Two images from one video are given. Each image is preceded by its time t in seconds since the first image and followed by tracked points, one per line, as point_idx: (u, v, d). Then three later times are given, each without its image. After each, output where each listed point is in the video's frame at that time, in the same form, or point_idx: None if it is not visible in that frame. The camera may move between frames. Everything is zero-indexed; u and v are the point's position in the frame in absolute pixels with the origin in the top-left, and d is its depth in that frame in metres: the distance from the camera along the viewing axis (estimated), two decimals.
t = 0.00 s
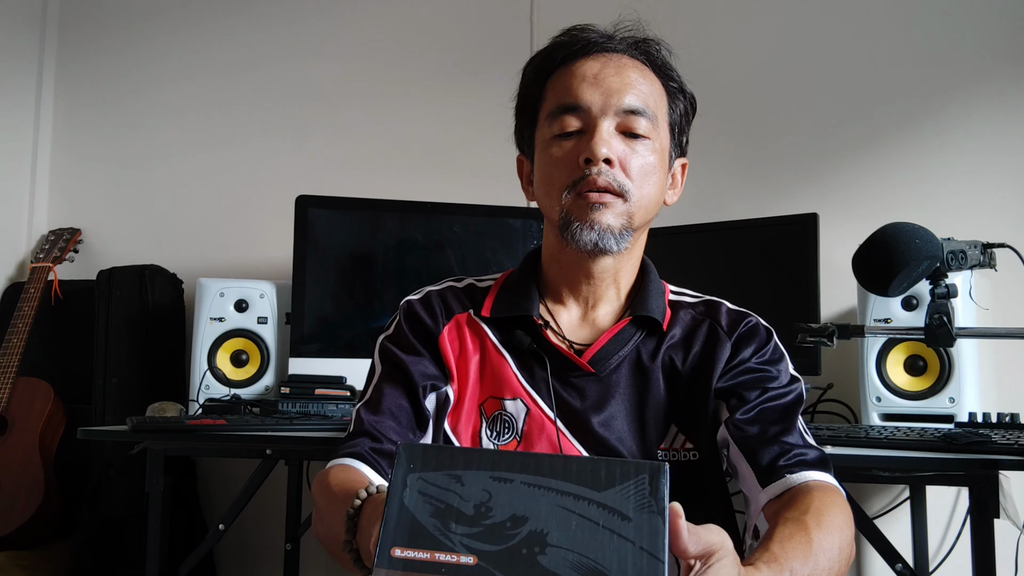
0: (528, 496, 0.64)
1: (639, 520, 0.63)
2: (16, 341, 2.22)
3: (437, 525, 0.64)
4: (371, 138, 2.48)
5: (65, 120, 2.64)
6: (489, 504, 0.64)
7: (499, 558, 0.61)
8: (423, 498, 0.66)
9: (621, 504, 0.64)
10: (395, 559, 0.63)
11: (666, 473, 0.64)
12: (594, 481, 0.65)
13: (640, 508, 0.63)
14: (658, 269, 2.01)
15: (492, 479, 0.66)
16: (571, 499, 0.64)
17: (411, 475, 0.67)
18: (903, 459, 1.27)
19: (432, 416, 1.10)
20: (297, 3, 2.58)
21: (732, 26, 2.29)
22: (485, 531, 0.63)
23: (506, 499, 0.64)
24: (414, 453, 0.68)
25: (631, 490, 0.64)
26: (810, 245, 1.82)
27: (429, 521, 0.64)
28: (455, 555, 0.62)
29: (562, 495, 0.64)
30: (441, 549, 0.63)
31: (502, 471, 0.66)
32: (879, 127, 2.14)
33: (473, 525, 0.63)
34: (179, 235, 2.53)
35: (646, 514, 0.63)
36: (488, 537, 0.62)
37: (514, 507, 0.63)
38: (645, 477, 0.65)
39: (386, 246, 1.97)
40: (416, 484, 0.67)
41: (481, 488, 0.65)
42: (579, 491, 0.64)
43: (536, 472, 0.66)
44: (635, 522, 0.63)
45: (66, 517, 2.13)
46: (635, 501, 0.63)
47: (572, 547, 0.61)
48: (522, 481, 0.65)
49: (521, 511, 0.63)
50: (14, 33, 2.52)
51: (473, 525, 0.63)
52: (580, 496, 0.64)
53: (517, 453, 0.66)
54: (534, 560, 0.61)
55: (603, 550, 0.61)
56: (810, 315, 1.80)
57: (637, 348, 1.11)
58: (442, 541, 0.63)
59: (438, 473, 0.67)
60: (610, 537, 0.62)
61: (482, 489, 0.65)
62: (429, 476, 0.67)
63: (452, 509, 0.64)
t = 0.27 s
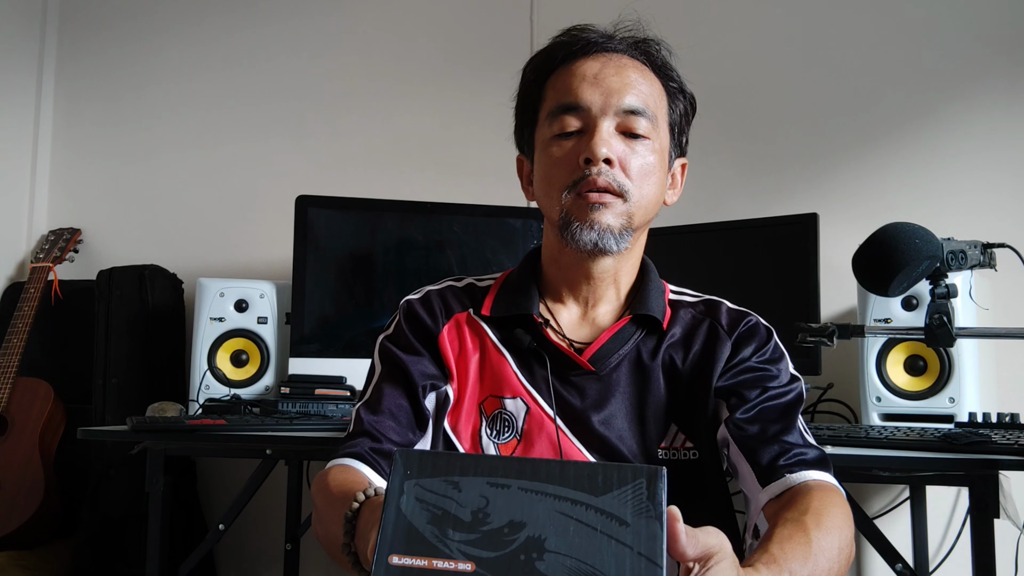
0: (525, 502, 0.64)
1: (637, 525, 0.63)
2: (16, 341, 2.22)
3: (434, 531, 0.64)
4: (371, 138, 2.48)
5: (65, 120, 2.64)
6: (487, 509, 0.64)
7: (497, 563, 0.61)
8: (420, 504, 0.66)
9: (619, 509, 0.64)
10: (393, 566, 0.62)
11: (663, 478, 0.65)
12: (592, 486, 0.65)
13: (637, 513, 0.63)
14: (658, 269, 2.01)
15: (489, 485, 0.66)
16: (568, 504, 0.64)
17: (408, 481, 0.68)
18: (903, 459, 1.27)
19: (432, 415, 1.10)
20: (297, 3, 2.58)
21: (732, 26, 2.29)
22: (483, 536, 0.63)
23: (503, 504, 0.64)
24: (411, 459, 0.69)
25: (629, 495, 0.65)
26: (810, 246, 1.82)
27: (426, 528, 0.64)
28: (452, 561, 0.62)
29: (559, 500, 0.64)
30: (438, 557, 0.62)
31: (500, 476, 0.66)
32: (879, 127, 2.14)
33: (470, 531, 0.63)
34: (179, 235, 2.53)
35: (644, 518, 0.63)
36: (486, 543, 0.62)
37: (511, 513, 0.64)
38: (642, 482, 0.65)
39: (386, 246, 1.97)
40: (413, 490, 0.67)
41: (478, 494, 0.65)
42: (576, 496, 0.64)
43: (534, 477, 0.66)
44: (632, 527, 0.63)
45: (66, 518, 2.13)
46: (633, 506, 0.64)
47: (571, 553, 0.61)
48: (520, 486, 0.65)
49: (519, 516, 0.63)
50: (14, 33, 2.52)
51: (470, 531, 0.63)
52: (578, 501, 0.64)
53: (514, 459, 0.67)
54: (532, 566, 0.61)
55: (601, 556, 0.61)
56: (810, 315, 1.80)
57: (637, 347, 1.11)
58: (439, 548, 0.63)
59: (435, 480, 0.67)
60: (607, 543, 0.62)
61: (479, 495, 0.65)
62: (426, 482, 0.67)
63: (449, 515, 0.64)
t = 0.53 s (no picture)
0: (526, 506, 0.64)
1: (639, 529, 0.63)
2: (16, 341, 2.21)
3: (435, 536, 0.64)
4: (371, 138, 2.48)
5: (65, 120, 2.64)
6: (487, 514, 0.64)
7: (498, 569, 0.61)
8: (421, 508, 0.66)
9: (621, 514, 0.64)
10: (394, 572, 0.63)
11: (665, 482, 0.64)
12: (593, 491, 0.65)
13: (639, 517, 0.63)
14: (658, 270, 2.01)
15: (489, 488, 0.65)
16: (570, 509, 0.64)
17: (408, 485, 0.67)
18: (903, 459, 1.27)
19: (432, 414, 1.10)
20: (297, 3, 2.58)
21: (732, 26, 2.29)
22: (484, 542, 0.63)
23: (504, 509, 0.64)
24: (411, 463, 0.68)
25: (631, 499, 0.64)
26: (810, 246, 1.82)
27: (426, 533, 0.64)
28: (453, 567, 0.62)
29: (561, 505, 0.64)
30: (439, 561, 0.62)
31: (500, 480, 0.66)
32: (879, 127, 2.14)
33: (470, 536, 0.63)
34: (179, 235, 2.53)
35: (645, 523, 0.63)
36: (487, 549, 0.62)
37: (512, 518, 0.63)
38: (644, 486, 0.64)
39: (386, 246, 1.97)
40: (413, 495, 0.66)
41: (478, 498, 0.65)
42: (578, 500, 0.64)
43: (535, 481, 0.65)
44: (634, 531, 0.62)
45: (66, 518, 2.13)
46: (635, 511, 0.63)
47: (572, 558, 0.61)
48: (521, 490, 0.65)
49: (519, 521, 0.63)
50: (14, 33, 2.52)
51: (471, 537, 0.63)
52: (579, 506, 0.64)
53: (514, 462, 0.66)
54: (533, 571, 0.61)
55: (603, 561, 0.62)
56: (810, 315, 1.80)
57: (637, 346, 1.11)
58: (440, 553, 0.63)
59: (435, 484, 0.67)
60: (609, 547, 0.62)
61: (480, 499, 0.65)
62: (426, 487, 0.67)
63: (450, 520, 0.64)
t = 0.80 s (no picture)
0: (528, 509, 0.64)
1: (642, 532, 0.63)
2: (16, 341, 2.21)
3: (437, 540, 0.64)
4: (371, 138, 2.48)
5: (65, 120, 2.64)
6: (490, 518, 0.64)
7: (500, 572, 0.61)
8: (422, 512, 0.65)
9: (623, 517, 0.64)
10: None
11: (668, 484, 0.64)
12: (595, 494, 0.64)
13: (642, 520, 0.63)
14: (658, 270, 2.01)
15: (492, 491, 0.65)
16: (572, 512, 0.64)
17: (409, 488, 0.67)
18: (903, 459, 1.27)
19: (432, 413, 1.10)
20: (297, 3, 2.58)
21: (732, 27, 2.29)
22: (486, 545, 0.62)
23: (507, 512, 0.64)
24: (412, 466, 0.68)
25: (633, 502, 0.64)
26: (810, 246, 1.82)
27: (428, 536, 0.64)
28: (456, 570, 0.62)
29: (563, 508, 0.64)
30: (441, 565, 0.62)
31: (503, 483, 0.66)
32: (879, 127, 2.14)
33: (473, 540, 0.63)
34: (179, 235, 2.53)
35: (648, 526, 0.63)
36: (489, 552, 0.62)
37: (515, 521, 0.63)
38: (646, 488, 0.65)
39: (386, 246, 1.97)
40: (415, 498, 0.66)
41: (480, 501, 0.65)
42: (580, 504, 0.64)
43: (537, 484, 0.65)
44: (637, 534, 0.63)
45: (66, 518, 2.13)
46: (637, 513, 0.63)
47: (574, 562, 0.61)
48: (523, 493, 0.65)
49: (522, 524, 0.63)
50: (14, 33, 2.52)
51: (473, 540, 0.63)
52: (581, 509, 0.64)
53: (517, 465, 0.66)
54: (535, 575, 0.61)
55: (605, 564, 0.61)
56: (810, 316, 1.80)
57: (638, 344, 1.11)
58: (442, 557, 0.63)
59: (437, 487, 0.66)
60: (611, 550, 0.62)
61: (482, 503, 0.65)
62: (428, 490, 0.66)
63: (452, 524, 0.64)
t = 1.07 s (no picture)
0: (529, 511, 0.64)
1: (642, 534, 0.63)
2: (16, 341, 2.21)
3: (438, 542, 0.64)
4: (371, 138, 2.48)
5: (65, 120, 2.64)
6: (490, 519, 0.64)
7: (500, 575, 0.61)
8: (423, 514, 0.66)
9: (624, 518, 0.64)
10: None
11: (668, 486, 0.64)
12: (595, 495, 0.64)
13: (642, 522, 0.63)
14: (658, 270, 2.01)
15: (492, 493, 0.65)
16: (572, 514, 0.64)
17: (410, 490, 0.67)
18: (903, 459, 1.27)
19: (433, 413, 1.10)
20: (297, 3, 2.58)
21: (732, 26, 2.29)
22: (487, 547, 0.63)
23: (507, 514, 0.64)
24: (413, 468, 0.68)
25: (633, 503, 0.64)
26: (810, 246, 1.82)
27: (429, 538, 0.64)
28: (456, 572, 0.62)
29: (563, 510, 0.64)
30: (441, 567, 0.62)
31: (503, 485, 0.66)
32: (879, 127, 2.14)
33: (473, 542, 0.63)
34: (179, 235, 2.53)
35: (648, 528, 0.63)
36: (490, 554, 0.62)
37: (515, 523, 0.63)
38: (647, 490, 0.65)
39: (386, 246, 1.97)
40: (416, 500, 0.66)
41: (481, 503, 0.65)
42: (580, 505, 0.64)
43: (537, 486, 0.65)
44: (637, 536, 0.63)
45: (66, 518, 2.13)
46: (637, 515, 0.63)
47: (575, 564, 0.61)
48: (523, 495, 0.65)
49: (522, 526, 0.63)
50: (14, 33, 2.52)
51: (473, 542, 0.63)
52: (582, 511, 0.64)
53: (517, 467, 0.66)
54: None
55: (605, 566, 0.61)
56: (810, 316, 1.80)
57: (638, 344, 1.11)
58: (442, 559, 0.63)
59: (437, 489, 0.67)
60: (612, 552, 0.62)
61: (482, 505, 0.65)
62: (429, 491, 0.67)
63: (452, 526, 0.64)
